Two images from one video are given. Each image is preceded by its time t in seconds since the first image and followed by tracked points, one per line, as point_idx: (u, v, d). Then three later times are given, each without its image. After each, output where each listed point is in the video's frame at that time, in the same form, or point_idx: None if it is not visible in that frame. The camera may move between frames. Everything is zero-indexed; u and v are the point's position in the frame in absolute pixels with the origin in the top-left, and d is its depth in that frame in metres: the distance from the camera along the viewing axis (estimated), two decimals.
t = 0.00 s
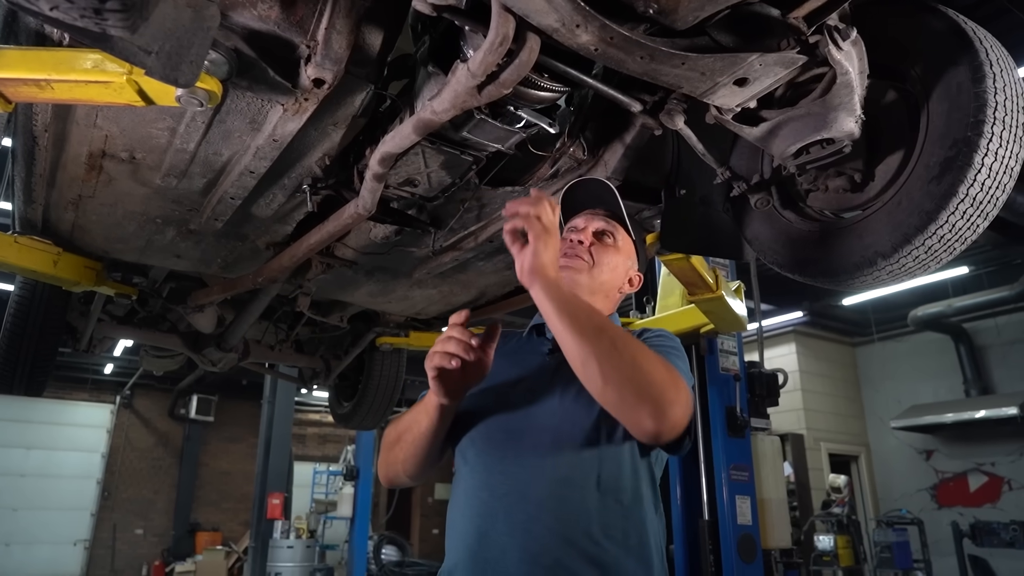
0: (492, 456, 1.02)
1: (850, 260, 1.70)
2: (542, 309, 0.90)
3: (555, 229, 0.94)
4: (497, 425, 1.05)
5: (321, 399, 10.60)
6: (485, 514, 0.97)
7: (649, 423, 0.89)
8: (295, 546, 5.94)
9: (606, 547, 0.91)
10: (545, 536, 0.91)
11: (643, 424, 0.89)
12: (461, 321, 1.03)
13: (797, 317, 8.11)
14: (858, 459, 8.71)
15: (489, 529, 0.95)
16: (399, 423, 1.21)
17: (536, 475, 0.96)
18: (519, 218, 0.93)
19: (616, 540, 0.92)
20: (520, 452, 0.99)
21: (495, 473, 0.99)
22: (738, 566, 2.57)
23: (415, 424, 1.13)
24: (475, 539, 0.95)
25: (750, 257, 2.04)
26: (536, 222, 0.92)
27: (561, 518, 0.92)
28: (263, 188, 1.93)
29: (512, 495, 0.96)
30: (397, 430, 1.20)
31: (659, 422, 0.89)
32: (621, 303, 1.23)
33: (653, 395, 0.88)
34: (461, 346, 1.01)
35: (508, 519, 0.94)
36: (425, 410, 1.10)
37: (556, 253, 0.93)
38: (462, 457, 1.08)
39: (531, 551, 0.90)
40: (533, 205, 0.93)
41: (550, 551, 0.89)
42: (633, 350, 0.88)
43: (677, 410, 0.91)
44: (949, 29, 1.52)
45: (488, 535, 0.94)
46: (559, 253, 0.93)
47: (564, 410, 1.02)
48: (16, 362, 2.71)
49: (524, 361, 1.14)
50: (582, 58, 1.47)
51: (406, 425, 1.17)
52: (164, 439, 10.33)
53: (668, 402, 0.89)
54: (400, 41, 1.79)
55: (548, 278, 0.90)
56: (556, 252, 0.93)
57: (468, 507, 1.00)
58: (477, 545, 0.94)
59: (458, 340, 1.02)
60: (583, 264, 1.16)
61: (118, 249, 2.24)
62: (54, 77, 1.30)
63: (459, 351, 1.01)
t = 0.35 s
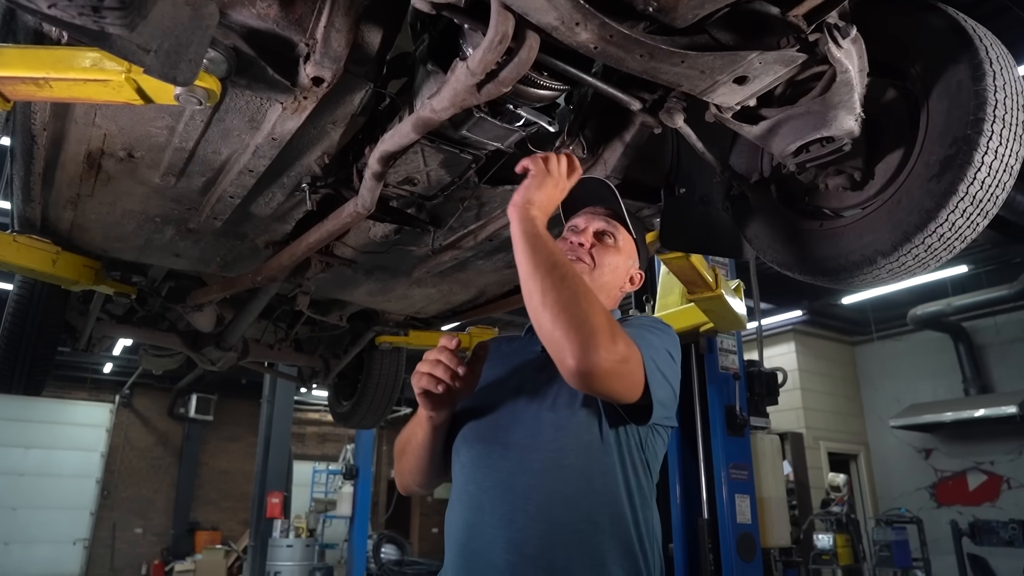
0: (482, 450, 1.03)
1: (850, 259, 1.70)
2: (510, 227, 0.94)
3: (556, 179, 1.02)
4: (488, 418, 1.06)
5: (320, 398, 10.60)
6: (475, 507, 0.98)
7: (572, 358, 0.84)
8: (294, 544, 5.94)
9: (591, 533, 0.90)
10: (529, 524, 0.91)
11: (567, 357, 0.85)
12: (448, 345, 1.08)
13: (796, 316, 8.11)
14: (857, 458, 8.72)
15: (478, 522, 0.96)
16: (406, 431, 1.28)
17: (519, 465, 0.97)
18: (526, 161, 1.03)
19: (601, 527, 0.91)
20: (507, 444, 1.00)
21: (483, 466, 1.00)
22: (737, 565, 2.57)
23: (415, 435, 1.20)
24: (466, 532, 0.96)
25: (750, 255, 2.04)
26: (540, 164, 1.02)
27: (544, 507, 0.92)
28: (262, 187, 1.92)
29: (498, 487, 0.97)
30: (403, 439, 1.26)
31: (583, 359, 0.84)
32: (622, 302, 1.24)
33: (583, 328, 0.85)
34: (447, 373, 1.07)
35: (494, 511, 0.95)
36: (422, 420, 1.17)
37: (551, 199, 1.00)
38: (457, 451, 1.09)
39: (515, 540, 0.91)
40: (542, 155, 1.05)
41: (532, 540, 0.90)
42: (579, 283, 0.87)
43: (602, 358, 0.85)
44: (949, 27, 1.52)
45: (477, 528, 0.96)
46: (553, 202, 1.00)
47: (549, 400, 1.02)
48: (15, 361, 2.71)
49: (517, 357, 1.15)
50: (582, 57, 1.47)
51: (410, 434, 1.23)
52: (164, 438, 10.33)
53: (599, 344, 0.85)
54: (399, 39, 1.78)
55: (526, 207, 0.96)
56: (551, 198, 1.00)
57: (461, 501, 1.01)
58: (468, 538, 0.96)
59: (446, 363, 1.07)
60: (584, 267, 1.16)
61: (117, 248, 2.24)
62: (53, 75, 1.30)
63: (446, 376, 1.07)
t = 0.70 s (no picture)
0: (475, 451, 1.03)
1: (850, 259, 1.70)
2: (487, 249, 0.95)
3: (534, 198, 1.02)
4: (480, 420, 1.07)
5: (321, 397, 10.60)
6: (468, 507, 0.98)
7: (537, 384, 0.83)
8: (295, 544, 5.95)
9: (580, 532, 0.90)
10: (518, 525, 0.91)
11: (531, 382, 0.83)
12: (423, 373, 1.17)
13: (797, 316, 8.11)
14: (857, 458, 8.72)
15: (470, 522, 0.96)
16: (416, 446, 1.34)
17: (511, 465, 0.97)
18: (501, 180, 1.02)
19: (591, 526, 0.91)
20: (499, 446, 1.00)
21: (475, 468, 1.01)
22: (738, 565, 2.57)
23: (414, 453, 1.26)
24: (459, 533, 0.97)
25: (750, 256, 2.03)
26: (521, 179, 1.02)
27: (534, 507, 0.92)
28: (262, 187, 1.92)
29: (490, 487, 0.97)
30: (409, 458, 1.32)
31: (546, 384, 0.82)
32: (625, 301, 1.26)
33: (547, 354, 0.83)
34: (424, 400, 1.16)
35: (485, 513, 0.95)
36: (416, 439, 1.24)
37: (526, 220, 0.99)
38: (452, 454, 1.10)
39: (505, 540, 0.90)
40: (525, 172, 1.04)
41: (522, 539, 0.89)
42: (545, 303, 0.86)
43: (571, 380, 0.83)
44: (949, 27, 1.52)
45: (469, 529, 0.96)
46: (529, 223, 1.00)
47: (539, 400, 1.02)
48: (16, 361, 2.71)
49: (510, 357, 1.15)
50: (582, 57, 1.47)
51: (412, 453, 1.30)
52: (164, 438, 10.34)
53: (564, 369, 0.83)
54: (400, 39, 1.78)
55: (500, 227, 0.96)
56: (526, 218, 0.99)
57: (456, 502, 1.01)
58: (460, 539, 0.96)
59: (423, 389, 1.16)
60: (595, 271, 1.18)
61: (117, 248, 2.24)
62: (53, 75, 1.30)
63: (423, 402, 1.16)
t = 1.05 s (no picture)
0: (473, 453, 1.04)
1: (849, 262, 1.70)
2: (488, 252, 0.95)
3: (532, 203, 1.02)
4: (480, 421, 1.07)
5: (321, 399, 10.60)
6: (467, 510, 0.99)
7: (535, 386, 0.83)
8: (294, 546, 5.95)
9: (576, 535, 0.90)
10: (514, 528, 0.91)
11: (530, 385, 0.83)
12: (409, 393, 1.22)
13: (796, 318, 8.12)
14: (856, 461, 8.72)
15: (468, 525, 0.97)
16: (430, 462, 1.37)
17: (509, 469, 0.97)
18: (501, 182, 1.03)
19: (586, 528, 0.91)
20: (497, 448, 1.01)
21: (473, 471, 1.01)
22: (736, 567, 2.57)
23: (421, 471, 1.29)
24: (458, 537, 0.98)
25: (751, 259, 2.04)
26: (519, 178, 1.03)
27: (530, 511, 0.92)
28: (263, 189, 1.93)
29: (487, 491, 0.97)
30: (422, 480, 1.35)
31: (546, 387, 0.82)
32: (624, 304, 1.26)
33: (546, 357, 0.83)
34: (413, 414, 1.20)
35: (483, 515, 0.95)
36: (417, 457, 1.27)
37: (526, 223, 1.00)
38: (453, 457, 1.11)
39: (502, 543, 0.91)
40: (525, 171, 1.05)
41: (518, 542, 0.90)
42: (544, 305, 0.86)
43: (570, 382, 0.83)
44: (948, 32, 1.53)
45: (468, 532, 0.96)
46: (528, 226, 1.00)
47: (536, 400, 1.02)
48: (16, 362, 2.71)
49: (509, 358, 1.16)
50: (583, 61, 1.48)
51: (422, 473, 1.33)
52: (163, 439, 10.32)
53: (561, 372, 0.83)
54: (401, 43, 1.79)
55: (501, 230, 0.96)
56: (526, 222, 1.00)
57: (455, 505, 1.03)
58: (459, 542, 0.97)
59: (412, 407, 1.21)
60: (590, 277, 1.18)
61: (117, 250, 2.24)
62: (55, 78, 1.30)
63: (412, 416, 1.20)
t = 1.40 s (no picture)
0: (482, 459, 1.04)
1: (850, 267, 1.70)
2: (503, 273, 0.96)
3: (547, 219, 1.03)
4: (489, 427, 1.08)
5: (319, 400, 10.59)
6: (476, 516, 0.99)
7: (557, 409, 0.84)
8: (292, 548, 5.94)
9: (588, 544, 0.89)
10: (525, 535, 0.91)
11: (553, 408, 0.84)
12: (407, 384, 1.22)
13: (795, 321, 8.13)
14: (855, 464, 8.73)
15: (478, 531, 0.97)
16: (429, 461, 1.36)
17: (519, 477, 0.97)
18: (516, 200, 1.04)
19: (597, 537, 0.91)
20: (507, 455, 1.01)
21: (482, 478, 1.02)
22: (736, 570, 2.57)
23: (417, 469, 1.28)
24: (467, 543, 0.98)
25: (751, 262, 2.05)
26: (533, 197, 1.04)
27: (540, 518, 0.92)
28: (264, 192, 1.93)
29: (497, 498, 0.98)
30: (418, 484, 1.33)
31: (568, 409, 0.83)
32: (629, 304, 1.25)
33: (566, 380, 0.84)
34: (410, 406, 1.21)
35: (492, 523, 0.96)
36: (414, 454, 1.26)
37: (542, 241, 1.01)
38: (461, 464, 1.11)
39: (512, 551, 0.91)
40: (538, 188, 1.06)
41: (528, 550, 0.90)
42: (562, 326, 0.87)
43: (591, 405, 0.84)
44: (948, 37, 1.53)
45: (478, 539, 0.96)
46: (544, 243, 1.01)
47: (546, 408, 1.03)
48: (16, 363, 2.71)
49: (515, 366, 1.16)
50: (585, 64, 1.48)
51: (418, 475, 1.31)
52: (162, 440, 10.29)
53: (583, 394, 0.84)
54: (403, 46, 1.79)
55: (516, 251, 0.98)
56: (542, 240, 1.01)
57: (464, 511, 1.03)
58: (468, 548, 0.97)
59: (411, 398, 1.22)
60: (584, 264, 1.20)
61: (119, 252, 2.24)
62: (59, 80, 1.31)
63: (410, 408, 1.21)
